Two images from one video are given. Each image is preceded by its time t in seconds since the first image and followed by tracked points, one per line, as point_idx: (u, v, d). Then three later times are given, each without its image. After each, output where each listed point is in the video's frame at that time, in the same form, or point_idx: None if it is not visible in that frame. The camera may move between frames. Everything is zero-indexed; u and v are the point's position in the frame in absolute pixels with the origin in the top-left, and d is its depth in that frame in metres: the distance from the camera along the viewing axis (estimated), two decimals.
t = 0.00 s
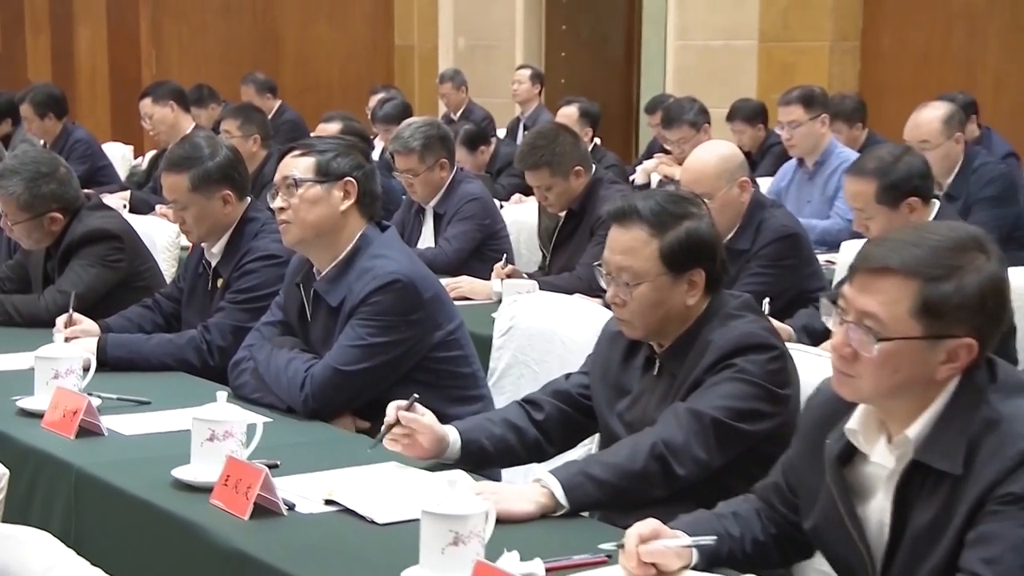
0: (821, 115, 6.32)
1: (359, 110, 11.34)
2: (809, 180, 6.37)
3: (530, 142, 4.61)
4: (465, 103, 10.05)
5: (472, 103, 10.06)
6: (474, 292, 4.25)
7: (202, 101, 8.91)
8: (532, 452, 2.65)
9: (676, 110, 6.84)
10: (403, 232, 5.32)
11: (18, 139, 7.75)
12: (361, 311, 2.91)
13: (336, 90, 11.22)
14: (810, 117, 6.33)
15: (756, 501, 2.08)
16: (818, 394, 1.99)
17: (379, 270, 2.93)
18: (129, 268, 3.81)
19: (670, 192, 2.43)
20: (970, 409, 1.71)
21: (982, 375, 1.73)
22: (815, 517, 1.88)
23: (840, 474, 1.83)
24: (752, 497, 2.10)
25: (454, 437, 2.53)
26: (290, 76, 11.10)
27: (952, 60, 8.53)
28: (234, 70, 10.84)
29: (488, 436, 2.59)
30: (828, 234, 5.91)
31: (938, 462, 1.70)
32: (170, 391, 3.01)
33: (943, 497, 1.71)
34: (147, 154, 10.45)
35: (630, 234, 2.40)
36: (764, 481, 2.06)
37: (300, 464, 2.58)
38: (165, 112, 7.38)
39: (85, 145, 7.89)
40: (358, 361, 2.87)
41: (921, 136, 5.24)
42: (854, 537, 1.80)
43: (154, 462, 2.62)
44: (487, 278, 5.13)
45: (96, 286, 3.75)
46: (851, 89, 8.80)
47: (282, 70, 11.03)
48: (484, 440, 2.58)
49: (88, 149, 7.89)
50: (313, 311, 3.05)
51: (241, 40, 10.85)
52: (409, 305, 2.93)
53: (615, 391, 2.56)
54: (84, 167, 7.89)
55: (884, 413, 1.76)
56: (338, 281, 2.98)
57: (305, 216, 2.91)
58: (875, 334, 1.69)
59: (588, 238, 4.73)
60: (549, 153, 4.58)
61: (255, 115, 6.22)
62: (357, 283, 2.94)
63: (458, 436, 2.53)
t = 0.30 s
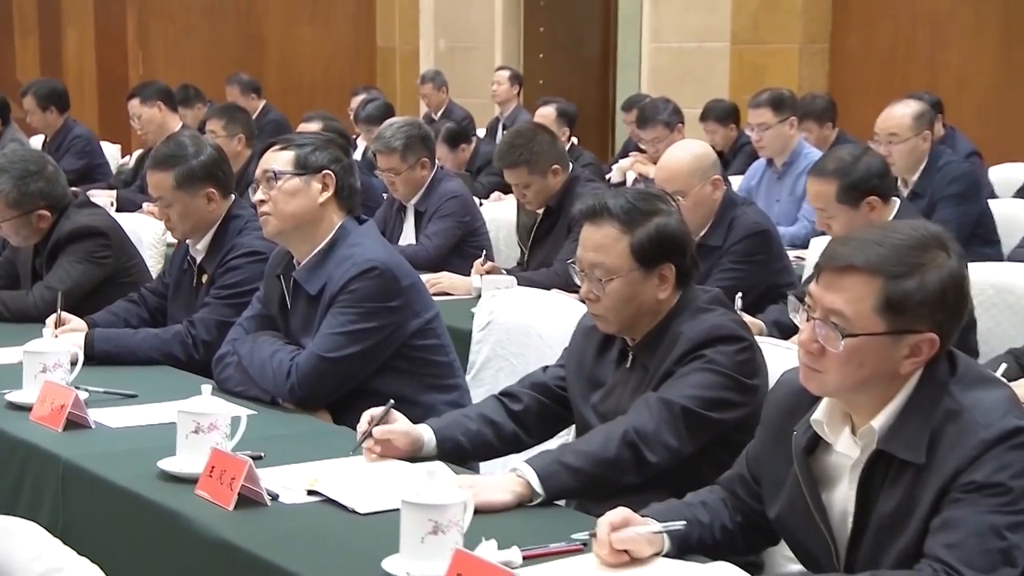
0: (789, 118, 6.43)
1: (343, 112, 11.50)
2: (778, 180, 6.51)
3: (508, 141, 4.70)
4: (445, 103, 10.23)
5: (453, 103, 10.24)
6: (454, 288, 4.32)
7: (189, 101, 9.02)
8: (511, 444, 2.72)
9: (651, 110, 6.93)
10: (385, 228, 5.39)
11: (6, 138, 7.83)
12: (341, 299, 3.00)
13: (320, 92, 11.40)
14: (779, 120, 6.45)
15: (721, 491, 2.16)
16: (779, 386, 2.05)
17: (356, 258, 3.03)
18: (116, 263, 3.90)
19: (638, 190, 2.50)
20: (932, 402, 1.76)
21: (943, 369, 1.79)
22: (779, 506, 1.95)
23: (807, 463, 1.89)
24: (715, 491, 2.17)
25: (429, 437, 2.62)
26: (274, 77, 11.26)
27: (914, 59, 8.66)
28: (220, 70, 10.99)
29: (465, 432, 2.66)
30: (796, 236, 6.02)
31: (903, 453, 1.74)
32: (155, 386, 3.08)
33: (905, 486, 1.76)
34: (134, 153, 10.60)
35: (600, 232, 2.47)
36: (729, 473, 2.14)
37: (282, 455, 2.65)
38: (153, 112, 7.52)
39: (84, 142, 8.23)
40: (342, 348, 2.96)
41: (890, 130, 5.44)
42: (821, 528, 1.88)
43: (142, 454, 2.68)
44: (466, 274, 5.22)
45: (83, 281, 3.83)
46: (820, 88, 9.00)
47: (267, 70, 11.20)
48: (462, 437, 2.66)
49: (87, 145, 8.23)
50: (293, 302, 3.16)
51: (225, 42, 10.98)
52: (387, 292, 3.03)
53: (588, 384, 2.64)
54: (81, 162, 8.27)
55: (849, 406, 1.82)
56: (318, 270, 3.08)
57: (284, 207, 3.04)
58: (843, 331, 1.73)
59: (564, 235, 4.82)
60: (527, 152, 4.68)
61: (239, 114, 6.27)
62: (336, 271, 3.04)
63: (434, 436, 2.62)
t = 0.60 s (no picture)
0: (763, 120, 6.51)
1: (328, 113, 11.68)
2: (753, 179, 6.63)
3: (490, 140, 4.79)
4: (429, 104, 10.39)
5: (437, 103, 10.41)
6: (437, 283, 4.39)
7: (178, 101, 9.13)
8: (493, 435, 2.80)
9: (628, 110, 6.99)
10: (370, 225, 5.47)
11: None
12: (328, 283, 3.12)
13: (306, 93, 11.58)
14: (753, 122, 6.52)
15: (708, 483, 2.22)
16: (784, 379, 2.11)
17: (340, 244, 3.15)
18: (106, 260, 4.00)
19: (611, 188, 2.57)
20: (931, 394, 1.82)
21: (944, 366, 1.84)
22: (777, 493, 2.02)
23: (807, 453, 1.96)
24: (704, 480, 2.25)
25: (410, 430, 2.68)
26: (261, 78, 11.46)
27: (887, 63, 8.90)
28: (208, 70, 11.13)
29: (447, 425, 2.74)
30: (771, 233, 6.14)
31: (900, 440, 1.81)
32: (145, 380, 3.14)
33: (904, 474, 1.82)
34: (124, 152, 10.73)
35: (574, 229, 2.54)
36: (722, 463, 2.21)
37: (270, 446, 2.72)
38: (143, 111, 7.66)
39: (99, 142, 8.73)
40: (332, 329, 3.07)
41: (862, 128, 5.54)
42: (816, 515, 1.95)
43: (133, 445, 2.75)
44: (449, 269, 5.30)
45: (75, 277, 3.93)
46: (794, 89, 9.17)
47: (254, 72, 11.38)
48: (444, 430, 2.73)
49: (100, 146, 8.74)
50: (278, 292, 3.26)
51: (213, 41, 11.14)
52: (372, 276, 3.15)
53: (565, 377, 2.72)
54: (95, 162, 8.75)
55: (851, 396, 1.88)
56: (303, 258, 3.18)
57: (269, 200, 3.13)
58: (852, 320, 1.79)
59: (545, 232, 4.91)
60: (508, 150, 4.76)
61: (227, 115, 6.33)
62: (320, 258, 3.15)
63: (415, 429, 2.68)
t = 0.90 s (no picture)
0: (740, 121, 6.61)
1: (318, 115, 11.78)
2: (729, 178, 6.73)
3: (474, 140, 4.87)
4: (414, 105, 10.51)
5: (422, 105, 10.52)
6: (423, 280, 4.47)
7: (169, 103, 9.22)
8: (477, 428, 2.88)
9: (609, 111, 7.09)
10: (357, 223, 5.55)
11: None
12: (307, 270, 3.22)
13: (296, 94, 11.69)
14: (730, 122, 6.62)
15: (687, 473, 2.30)
16: (768, 370, 2.19)
17: (320, 233, 3.26)
18: (100, 257, 4.08)
19: (591, 188, 2.66)
20: (911, 390, 1.90)
21: (926, 363, 1.92)
22: (759, 478, 2.10)
23: (787, 440, 2.04)
24: (687, 469, 2.32)
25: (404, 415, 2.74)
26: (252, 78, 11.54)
27: (858, 65, 9.00)
28: (200, 73, 11.23)
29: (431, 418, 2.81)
30: (747, 232, 6.25)
31: (880, 433, 1.88)
32: (137, 374, 3.22)
33: (883, 462, 1.90)
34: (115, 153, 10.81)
35: (557, 228, 2.62)
36: (708, 452, 2.29)
37: (259, 439, 2.79)
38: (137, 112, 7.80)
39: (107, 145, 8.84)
40: (309, 313, 3.17)
41: (835, 129, 5.66)
42: (792, 497, 2.04)
43: (127, 437, 2.82)
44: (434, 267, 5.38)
45: (69, 274, 4.01)
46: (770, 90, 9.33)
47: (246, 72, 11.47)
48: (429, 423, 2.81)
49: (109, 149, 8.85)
50: (264, 286, 3.37)
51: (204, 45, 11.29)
52: (350, 264, 3.24)
53: (547, 371, 2.81)
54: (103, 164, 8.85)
55: (836, 388, 1.96)
56: (285, 248, 3.28)
57: (256, 195, 3.21)
58: (842, 316, 1.87)
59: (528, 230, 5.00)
60: (492, 150, 4.84)
61: (215, 116, 6.41)
62: (300, 247, 3.26)
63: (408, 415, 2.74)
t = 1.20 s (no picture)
0: (718, 121, 6.71)
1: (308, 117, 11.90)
2: (707, 176, 6.81)
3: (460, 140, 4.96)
4: (402, 105, 10.63)
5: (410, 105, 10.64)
6: (409, 276, 4.55)
7: (162, 104, 9.34)
8: (461, 419, 2.96)
9: (592, 111, 7.18)
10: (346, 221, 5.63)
11: None
12: (292, 261, 3.30)
13: (286, 95, 11.82)
14: (708, 122, 6.72)
15: (668, 465, 2.38)
16: (752, 364, 2.26)
17: (305, 226, 3.34)
18: (94, 255, 4.15)
19: (574, 186, 2.74)
20: (892, 383, 1.97)
21: (906, 357, 1.99)
22: (742, 467, 2.16)
23: (770, 431, 2.10)
24: (670, 459, 2.40)
25: (379, 415, 2.82)
26: (243, 79, 11.66)
27: (832, 68, 9.21)
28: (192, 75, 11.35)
29: (416, 408, 2.90)
30: (724, 229, 6.35)
31: (861, 426, 1.95)
32: (130, 369, 3.29)
33: (863, 455, 1.97)
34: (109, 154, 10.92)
35: (541, 226, 2.70)
36: (692, 443, 2.37)
37: (250, 431, 2.87)
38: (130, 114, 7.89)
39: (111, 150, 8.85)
40: (294, 303, 3.25)
41: (808, 132, 5.80)
42: (775, 487, 2.09)
43: (121, 429, 2.90)
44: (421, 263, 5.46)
45: (64, 272, 4.08)
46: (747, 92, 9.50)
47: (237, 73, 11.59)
48: (414, 414, 2.89)
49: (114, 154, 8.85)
50: (252, 282, 3.45)
51: (197, 48, 11.42)
52: (334, 256, 3.33)
53: (532, 364, 2.89)
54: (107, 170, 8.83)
55: (819, 382, 2.02)
56: (272, 241, 3.37)
57: (244, 190, 3.29)
58: (823, 311, 1.94)
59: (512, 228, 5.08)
60: (477, 150, 4.92)
61: (205, 119, 6.52)
62: (286, 239, 3.34)
63: (384, 415, 2.83)
